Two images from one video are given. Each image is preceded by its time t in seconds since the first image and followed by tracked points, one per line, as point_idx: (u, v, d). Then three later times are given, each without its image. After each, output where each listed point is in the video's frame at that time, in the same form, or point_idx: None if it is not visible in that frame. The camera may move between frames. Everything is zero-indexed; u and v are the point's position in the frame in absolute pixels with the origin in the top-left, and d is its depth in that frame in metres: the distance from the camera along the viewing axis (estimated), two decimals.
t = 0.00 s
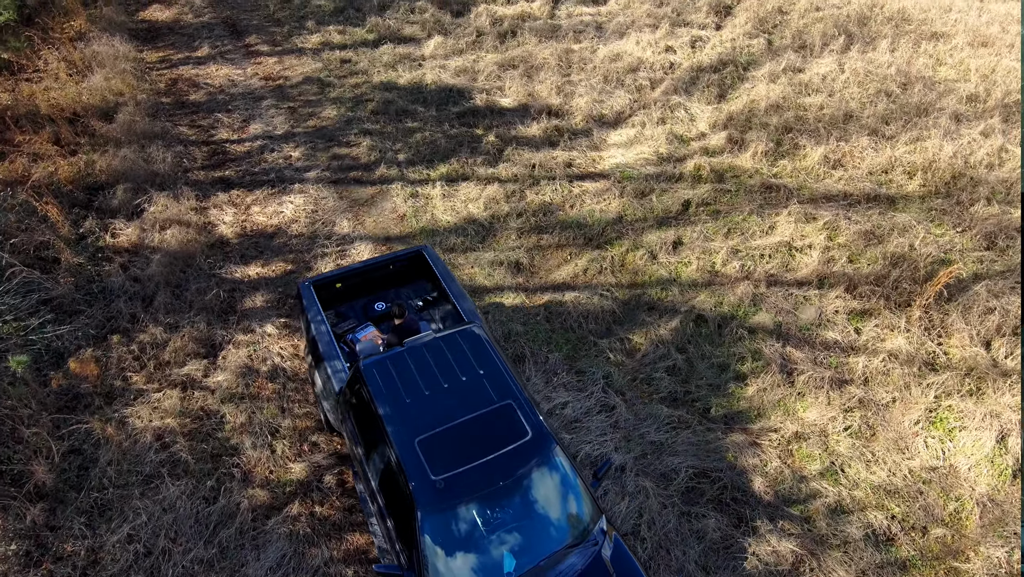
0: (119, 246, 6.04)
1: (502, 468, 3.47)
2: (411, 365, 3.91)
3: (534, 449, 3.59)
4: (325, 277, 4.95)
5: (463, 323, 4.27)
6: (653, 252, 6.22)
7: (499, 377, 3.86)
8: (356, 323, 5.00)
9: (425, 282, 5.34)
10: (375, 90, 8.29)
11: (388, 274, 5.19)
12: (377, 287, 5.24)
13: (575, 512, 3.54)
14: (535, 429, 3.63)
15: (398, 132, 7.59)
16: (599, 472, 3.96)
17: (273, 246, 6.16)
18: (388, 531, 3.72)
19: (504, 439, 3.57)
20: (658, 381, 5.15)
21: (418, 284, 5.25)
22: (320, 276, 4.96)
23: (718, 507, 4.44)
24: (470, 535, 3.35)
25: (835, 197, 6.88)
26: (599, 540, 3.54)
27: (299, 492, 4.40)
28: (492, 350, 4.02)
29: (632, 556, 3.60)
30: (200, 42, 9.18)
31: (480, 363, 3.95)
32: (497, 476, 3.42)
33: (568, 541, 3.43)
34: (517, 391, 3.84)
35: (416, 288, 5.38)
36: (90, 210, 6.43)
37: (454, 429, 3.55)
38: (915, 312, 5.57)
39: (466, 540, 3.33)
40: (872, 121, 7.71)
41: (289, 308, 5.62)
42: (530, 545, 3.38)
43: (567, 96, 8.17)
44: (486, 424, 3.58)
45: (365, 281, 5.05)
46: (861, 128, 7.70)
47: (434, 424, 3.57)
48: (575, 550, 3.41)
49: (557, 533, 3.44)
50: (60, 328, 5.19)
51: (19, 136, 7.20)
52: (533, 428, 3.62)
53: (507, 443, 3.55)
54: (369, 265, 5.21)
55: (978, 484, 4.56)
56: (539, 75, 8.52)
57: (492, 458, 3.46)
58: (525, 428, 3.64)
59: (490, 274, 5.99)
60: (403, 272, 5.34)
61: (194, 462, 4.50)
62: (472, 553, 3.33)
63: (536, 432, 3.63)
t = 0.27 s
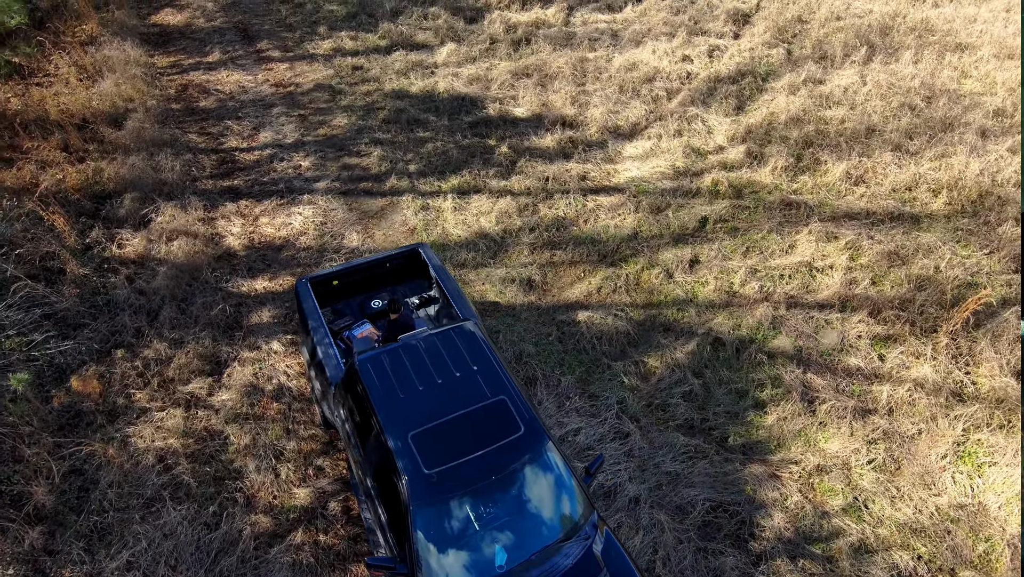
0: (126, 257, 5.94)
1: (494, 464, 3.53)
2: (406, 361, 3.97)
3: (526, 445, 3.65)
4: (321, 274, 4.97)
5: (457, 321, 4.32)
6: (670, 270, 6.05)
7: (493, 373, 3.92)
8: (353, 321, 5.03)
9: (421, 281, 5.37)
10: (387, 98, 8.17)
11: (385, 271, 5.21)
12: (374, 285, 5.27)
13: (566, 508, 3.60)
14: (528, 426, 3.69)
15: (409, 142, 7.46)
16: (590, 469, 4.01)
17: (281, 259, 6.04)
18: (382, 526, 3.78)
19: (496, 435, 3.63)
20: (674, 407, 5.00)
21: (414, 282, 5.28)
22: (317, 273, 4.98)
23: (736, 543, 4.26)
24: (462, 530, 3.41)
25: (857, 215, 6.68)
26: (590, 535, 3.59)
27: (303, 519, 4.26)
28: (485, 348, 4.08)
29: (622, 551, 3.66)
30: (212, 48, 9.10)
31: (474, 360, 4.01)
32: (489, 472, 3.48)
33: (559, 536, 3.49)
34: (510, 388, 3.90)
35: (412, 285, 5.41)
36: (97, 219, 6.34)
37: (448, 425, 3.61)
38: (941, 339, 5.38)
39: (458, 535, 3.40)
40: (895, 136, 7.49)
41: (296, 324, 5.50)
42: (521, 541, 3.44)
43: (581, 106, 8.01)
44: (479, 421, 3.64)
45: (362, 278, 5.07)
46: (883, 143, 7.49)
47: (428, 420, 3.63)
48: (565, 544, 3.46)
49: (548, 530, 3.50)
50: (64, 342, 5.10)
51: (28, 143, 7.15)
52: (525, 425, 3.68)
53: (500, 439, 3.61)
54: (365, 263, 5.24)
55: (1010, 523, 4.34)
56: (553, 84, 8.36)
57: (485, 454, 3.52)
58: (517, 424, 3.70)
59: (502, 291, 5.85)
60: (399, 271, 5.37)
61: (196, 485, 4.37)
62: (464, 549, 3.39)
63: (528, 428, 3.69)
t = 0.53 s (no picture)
0: (135, 267, 5.87)
1: (487, 459, 3.51)
2: (401, 357, 3.96)
3: (519, 440, 3.62)
4: (321, 270, 4.89)
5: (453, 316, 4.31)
6: (689, 291, 5.88)
7: (488, 369, 3.90)
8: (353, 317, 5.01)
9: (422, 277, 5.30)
10: (402, 106, 8.06)
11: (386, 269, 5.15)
12: (374, 281, 5.20)
13: (559, 504, 3.57)
14: (521, 421, 3.66)
15: (424, 152, 7.34)
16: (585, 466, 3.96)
17: (292, 272, 5.94)
18: (377, 521, 3.78)
19: (490, 430, 3.61)
20: (693, 437, 4.83)
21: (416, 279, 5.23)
22: (317, 269, 4.93)
23: None
24: (454, 524, 3.40)
25: (884, 235, 6.46)
26: (583, 531, 3.54)
27: (308, 546, 4.14)
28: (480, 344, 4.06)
29: (616, 548, 3.62)
30: (227, 52, 9.03)
31: (469, 356, 4.00)
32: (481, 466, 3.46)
33: (552, 532, 3.45)
34: (504, 384, 3.88)
35: (414, 282, 5.37)
36: (107, 228, 6.28)
37: (441, 419, 3.60)
38: (973, 371, 5.17)
39: (450, 530, 3.38)
40: (923, 153, 7.24)
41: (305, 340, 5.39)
42: (513, 536, 3.41)
43: (599, 117, 7.84)
44: (472, 417, 3.63)
45: (362, 275, 5.02)
46: (911, 160, 7.25)
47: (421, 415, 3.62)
48: (557, 540, 3.41)
49: (542, 527, 3.46)
50: (71, 356, 5.03)
51: (41, 148, 7.11)
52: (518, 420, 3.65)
53: (493, 434, 3.58)
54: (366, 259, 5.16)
55: None
56: (570, 94, 8.21)
57: (477, 450, 3.51)
58: (510, 420, 3.67)
59: (516, 310, 5.70)
60: (399, 267, 5.30)
61: (200, 509, 4.26)
62: (456, 544, 3.37)
63: (521, 424, 3.67)
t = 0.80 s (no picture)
0: (146, 279, 5.78)
1: (483, 458, 3.58)
2: (399, 354, 4.01)
3: (515, 439, 3.68)
4: (324, 268, 5.03)
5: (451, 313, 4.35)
6: (711, 314, 5.69)
7: (484, 367, 3.95)
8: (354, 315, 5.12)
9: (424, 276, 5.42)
10: (418, 115, 7.93)
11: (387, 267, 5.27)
12: (376, 279, 5.33)
13: (554, 503, 3.63)
14: (517, 420, 3.72)
15: (439, 164, 7.20)
16: (579, 465, 4.01)
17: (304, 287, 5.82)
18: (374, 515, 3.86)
19: (485, 429, 3.67)
20: (714, 470, 4.65)
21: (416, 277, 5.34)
22: (319, 267, 5.06)
23: None
24: (449, 522, 3.48)
25: (914, 258, 6.22)
26: (576, 531, 3.61)
27: None
28: (478, 342, 4.11)
29: (608, 547, 3.69)
30: (242, 57, 8.95)
31: (467, 354, 4.05)
32: (476, 467, 3.53)
33: (546, 532, 3.53)
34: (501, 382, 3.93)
35: (415, 281, 5.48)
36: (118, 237, 6.19)
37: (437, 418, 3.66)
38: (1010, 407, 4.92)
39: (445, 528, 3.45)
40: (956, 171, 6.97)
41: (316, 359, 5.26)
42: (507, 535, 3.49)
43: (619, 130, 7.65)
44: (469, 416, 3.69)
45: (363, 273, 5.14)
46: (942, 179, 6.98)
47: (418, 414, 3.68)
48: (551, 540, 3.49)
49: (537, 527, 3.54)
50: (78, 371, 4.93)
51: (55, 154, 7.07)
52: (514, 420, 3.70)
53: (488, 434, 3.65)
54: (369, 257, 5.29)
55: None
56: (590, 105, 8.03)
57: (473, 449, 3.57)
58: (506, 419, 3.73)
59: (532, 331, 5.54)
60: (402, 266, 5.42)
61: (205, 536, 4.13)
62: (451, 542, 3.45)
63: (517, 423, 3.73)
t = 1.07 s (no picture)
0: (158, 293, 5.68)
1: (484, 460, 3.64)
2: (406, 357, 4.13)
3: (517, 442, 3.74)
4: (332, 267, 5.19)
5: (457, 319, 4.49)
6: (737, 342, 5.48)
7: (489, 371, 4.05)
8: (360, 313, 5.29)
9: (432, 277, 5.55)
10: (437, 126, 7.78)
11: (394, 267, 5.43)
12: (384, 279, 5.49)
13: (555, 508, 3.65)
14: (520, 423, 3.79)
15: (458, 177, 7.04)
16: (582, 471, 4.04)
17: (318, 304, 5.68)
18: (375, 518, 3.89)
19: (488, 431, 3.75)
20: (741, 511, 4.44)
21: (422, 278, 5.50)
22: (328, 266, 5.22)
23: None
24: (450, 524, 3.50)
25: (951, 286, 5.92)
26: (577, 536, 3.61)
27: None
28: (483, 347, 4.22)
29: (610, 555, 3.66)
30: (261, 63, 8.86)
31: (472, 358, 4.15)
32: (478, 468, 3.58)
33: (547, 536, 3.54)
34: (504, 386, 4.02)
35: (421, 281, 5.63)
36: (132, 248, 6.10)
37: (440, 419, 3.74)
38: None
39: (445, 529, 3.47)
40: (997, 194, 6.67)
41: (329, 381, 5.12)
42: (507, 537, 3.50)
43: (643, 144, 7.44)
44: (472, 418, 3.78)
45: (370, 273, 5.31)
46: (981, 202, 6.65)
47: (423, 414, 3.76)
48: (551, 544, 3.49)
49: (537, 531, 3.54)
50: (88, 389, 4.83)
51: (71, 161, 7.02)
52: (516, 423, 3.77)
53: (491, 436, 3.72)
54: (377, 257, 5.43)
55: None
56: (613, 118, 7.83)
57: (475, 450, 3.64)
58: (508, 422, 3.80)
59: (551, 356, 5.35)
60: (410, 267, 5.57)
61: (212, 568, 3.99)
62: (451, 543, 3.46)
63: (519, 426, 3.80)
